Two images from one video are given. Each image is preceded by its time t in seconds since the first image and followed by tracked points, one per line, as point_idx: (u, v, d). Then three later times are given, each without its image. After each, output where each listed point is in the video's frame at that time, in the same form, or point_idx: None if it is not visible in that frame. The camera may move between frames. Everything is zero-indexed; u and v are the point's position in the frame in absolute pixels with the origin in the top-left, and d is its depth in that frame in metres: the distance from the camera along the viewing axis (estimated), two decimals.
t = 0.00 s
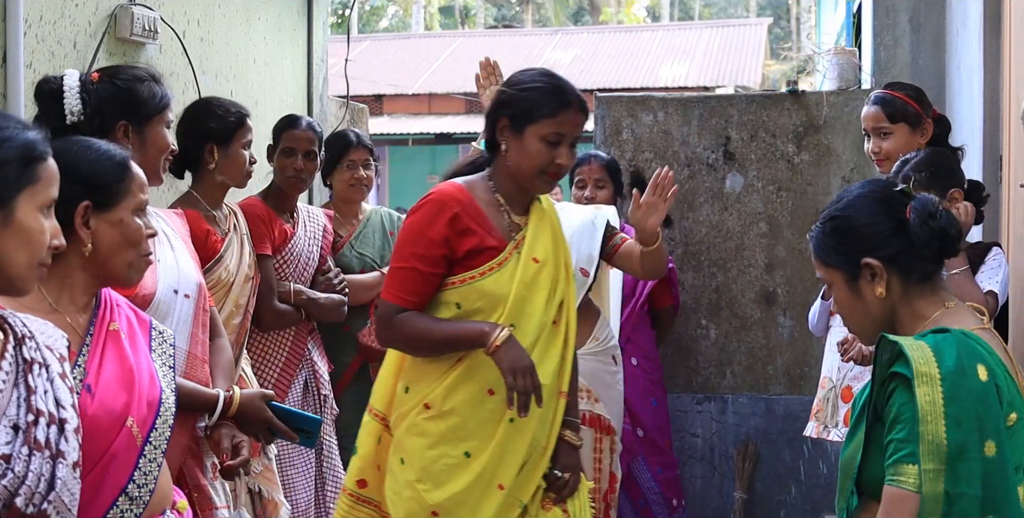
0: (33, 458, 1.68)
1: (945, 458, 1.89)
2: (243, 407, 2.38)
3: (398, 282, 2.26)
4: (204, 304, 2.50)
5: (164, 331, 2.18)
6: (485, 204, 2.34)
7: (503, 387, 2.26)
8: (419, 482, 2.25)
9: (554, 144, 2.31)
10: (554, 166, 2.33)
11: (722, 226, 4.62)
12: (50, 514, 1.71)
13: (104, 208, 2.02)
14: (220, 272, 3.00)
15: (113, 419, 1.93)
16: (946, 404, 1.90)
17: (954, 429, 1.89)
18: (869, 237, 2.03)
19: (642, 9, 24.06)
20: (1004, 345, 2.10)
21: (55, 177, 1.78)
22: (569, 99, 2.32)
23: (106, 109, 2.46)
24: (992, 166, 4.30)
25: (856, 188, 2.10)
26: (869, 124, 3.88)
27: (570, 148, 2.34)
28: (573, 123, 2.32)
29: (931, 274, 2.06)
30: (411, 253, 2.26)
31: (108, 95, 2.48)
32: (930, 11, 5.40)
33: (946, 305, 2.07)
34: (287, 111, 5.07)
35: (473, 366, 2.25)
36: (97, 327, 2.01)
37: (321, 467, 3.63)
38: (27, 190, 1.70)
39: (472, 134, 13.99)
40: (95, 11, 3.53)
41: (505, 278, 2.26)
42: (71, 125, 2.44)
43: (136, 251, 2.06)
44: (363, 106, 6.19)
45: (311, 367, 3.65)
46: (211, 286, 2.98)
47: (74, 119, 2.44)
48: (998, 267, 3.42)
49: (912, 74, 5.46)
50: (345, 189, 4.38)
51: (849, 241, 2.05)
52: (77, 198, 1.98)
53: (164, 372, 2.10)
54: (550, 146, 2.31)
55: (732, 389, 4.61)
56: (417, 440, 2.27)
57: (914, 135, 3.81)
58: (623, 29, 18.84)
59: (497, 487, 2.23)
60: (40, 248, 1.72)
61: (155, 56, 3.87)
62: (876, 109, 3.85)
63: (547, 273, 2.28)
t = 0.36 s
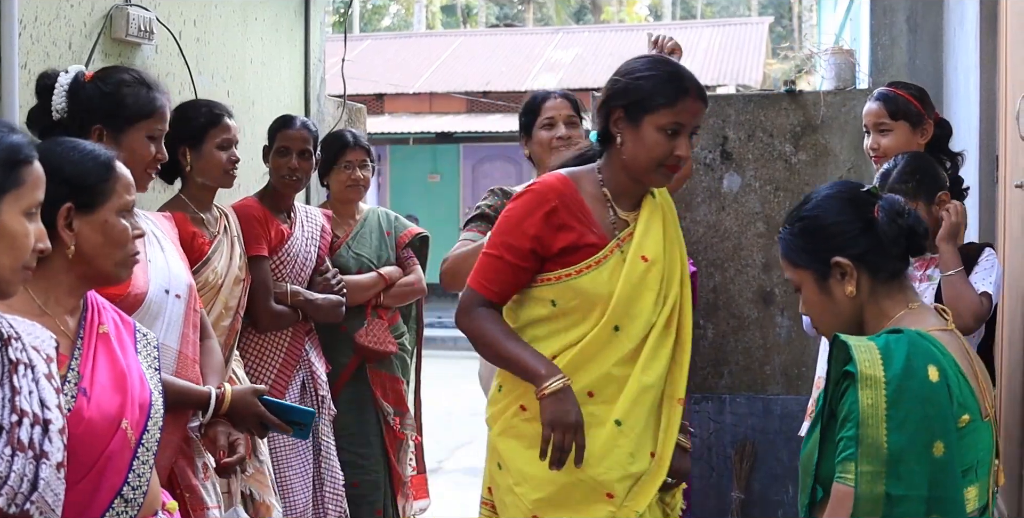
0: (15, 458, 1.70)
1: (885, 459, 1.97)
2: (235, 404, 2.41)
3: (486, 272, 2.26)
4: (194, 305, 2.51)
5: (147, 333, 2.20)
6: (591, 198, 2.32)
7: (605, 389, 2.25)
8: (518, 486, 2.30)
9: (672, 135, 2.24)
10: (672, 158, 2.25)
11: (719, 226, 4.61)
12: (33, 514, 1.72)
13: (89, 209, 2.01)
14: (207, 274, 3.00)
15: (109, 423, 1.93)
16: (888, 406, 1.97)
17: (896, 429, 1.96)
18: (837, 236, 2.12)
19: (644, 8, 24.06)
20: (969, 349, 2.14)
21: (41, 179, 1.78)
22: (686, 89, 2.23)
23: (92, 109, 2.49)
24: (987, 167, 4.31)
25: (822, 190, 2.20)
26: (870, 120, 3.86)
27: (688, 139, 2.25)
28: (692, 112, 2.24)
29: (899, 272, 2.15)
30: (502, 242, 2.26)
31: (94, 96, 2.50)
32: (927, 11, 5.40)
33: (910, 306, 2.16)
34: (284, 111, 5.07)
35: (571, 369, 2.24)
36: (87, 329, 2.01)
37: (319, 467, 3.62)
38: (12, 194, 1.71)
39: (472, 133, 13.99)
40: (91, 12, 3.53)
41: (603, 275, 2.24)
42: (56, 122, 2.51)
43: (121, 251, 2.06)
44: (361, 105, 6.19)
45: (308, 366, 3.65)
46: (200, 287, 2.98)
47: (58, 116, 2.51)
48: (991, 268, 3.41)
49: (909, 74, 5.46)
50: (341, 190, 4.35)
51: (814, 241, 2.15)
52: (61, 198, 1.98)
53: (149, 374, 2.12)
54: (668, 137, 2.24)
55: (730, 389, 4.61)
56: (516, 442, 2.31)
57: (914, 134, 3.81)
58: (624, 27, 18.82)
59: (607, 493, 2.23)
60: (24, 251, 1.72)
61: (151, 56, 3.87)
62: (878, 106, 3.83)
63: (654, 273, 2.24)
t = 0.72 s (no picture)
0: (14, 460, 1.72)
1: (845, 486, 1.73)
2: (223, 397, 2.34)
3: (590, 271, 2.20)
4: (196, 307, 2.52)
5: (154, 336, 2.22)
6: (692, 190, 2.27)
7: (706, 388, 2.23)
8: (610, 493, 2.28)
9: (775, 121, 2.17)
10: (774, 147, 2.20)
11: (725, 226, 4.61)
12: (32, 515, 1.75)
13: (82, 213, 2.02)
14: (222, 272, 3.04)
15: (110, 422, 1.95)
16: (843, 430, 1.73)
17: (852, 453, 1.73)
18: (745, 247, 1.87)
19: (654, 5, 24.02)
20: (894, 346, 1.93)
21: (40, 185, 1.81)
22: (788, 73, 2.15)
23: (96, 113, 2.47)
24: (995, 166, 4.29)
25: (731, 196, 1.94)
26: (878, 122, 3.91)
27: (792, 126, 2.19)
28: (796, 98, 2.16)
29: (811, 275, 1.91)
30: (606, 240, 2.19)
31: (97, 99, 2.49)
32: (934, 10, 5.38)
33: (830, 310, 1.90)
34: (290, 111, 5.08)
35: (671, 369, 2.23)
36: (90, 331, 2.03)
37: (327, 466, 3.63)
38: (13, 198, 1.74)
39: (482, 132, 13.99)
40: (97, 13, 3.54)
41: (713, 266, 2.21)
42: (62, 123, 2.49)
43: (117, 255, 2.06)
44: (368, 105, 6.20)
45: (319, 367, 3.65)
46: (211, 287, 3.03)
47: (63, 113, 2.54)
48: (999, 268, 3.41)
49: (917, 72, 5.44)
50: (347, 190, 4.38)
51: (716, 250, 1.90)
52: (51, 203, 1.99)
53: (154, 375, 2.13)
54: (771, 124, 2.17)
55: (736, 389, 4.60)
56: (609, 447, 2.29)
57: (918, 138, 3.79)
58: (634, 25, 18.79)
59: (704, 500, 2.21)
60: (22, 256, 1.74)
61: (157, 56, 3.89)
62: (887, 109, 3.85)
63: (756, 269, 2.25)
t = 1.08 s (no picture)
0: (2, 461, 1.74)
1: (810, 475, 1.74)
2: (205, 398, 2.29)
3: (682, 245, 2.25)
4: (193, 307, 2.52)
5: (156, 337, 2.22)
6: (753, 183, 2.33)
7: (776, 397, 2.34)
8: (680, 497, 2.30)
9: (860, 132, 2.27)
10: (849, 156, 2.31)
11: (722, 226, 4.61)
12: (22, 516, 1.77)
13: (78, 213, 2.02)
14: (229, 269, 3.07)
15: (103, 422, 1.95)
16: (809, 420, 1.73)
17: (816, 442, 1.74)
18: (681, 226, 1.86)
19: (652, 5, 24.00)
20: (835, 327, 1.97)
21: (28, 188, 1.86)
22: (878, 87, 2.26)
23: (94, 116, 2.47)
24: (991, 166, 4.29)
25: (663, 174, 1.92)
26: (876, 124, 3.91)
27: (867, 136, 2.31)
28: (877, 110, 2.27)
29: (747, 251, 1.90)
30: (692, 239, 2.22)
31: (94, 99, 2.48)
32: (931, 10, 5.38)
33: (769, 289, 1.91)
34: (286, 111, 5.08)
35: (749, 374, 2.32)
36: (88, 331, 2.03)
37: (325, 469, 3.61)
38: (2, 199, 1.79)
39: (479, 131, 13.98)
40: (93, 13, 3.54)
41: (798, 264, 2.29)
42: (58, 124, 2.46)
43: (112, 256, 2.05)
44: (365, 105, 6.19)
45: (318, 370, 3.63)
46: (218, 281, 3.06)
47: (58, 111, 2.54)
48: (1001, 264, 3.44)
49: (914, 72, 5.44)
50: (345, 191, 4.47)
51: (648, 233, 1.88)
52: (46, 204, 1.99)
53: (152, 376, 2.13)
54: (856, 135, 2.27)
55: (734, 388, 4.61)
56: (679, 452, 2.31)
57: (915, 141, 3.80)
58: (632, 24, 18.79)
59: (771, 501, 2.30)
60: (9, 258, 1.78)
61: (153, 57, 3.88)
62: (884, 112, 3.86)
63: (822, 258, 2.33)
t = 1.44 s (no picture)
0: None
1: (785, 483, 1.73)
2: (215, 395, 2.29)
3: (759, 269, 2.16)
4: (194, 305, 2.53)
5: (157, 336, 2.22)
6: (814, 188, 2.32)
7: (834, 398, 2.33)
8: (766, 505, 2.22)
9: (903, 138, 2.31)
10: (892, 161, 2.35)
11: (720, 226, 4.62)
12: (16, 514, 1.78)
13: (80, 213, 2.01)
14: (220, 267, 3.03)
15: (103, 421, 1.95)
16: (794, 429, 1.73)
17: (797, 451, 1.73)
18: (652, 224, 1.84)
19: (649, 6, 23.99)
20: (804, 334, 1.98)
21: (22, 188, 1.87)
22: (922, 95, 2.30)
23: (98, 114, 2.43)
24: (989, 167, 4.30)
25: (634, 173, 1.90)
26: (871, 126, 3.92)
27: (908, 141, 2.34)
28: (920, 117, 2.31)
29: (717, 253, 1.90)
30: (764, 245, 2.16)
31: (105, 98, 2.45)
32: (928, 10, 5.39)
33: (737, 292, 1.91)
34: (285, 111, 5.08)
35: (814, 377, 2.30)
36: (88, 330, 2.03)
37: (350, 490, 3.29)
38: None
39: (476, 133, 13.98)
40: (92, 13, 3.54)
41: (856, 269, 2.30)
42: (63, 123, 2.43)
43: (112, 257, 2.05)
44: (363, 105, 6.19)
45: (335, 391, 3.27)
46: (210, 280, 3.01)
47: (65, 116, 2.42)
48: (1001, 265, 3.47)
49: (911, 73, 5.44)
50: (343, 191, 4.49)
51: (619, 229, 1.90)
52: (47, 203, 1.99)
53: (152, 376, 2.14)
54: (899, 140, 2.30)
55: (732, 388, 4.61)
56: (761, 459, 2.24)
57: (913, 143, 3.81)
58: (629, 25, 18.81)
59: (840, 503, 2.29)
60: (4, 258, 1.81)
61: (151, 57, 3.88)
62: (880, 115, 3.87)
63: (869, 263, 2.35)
